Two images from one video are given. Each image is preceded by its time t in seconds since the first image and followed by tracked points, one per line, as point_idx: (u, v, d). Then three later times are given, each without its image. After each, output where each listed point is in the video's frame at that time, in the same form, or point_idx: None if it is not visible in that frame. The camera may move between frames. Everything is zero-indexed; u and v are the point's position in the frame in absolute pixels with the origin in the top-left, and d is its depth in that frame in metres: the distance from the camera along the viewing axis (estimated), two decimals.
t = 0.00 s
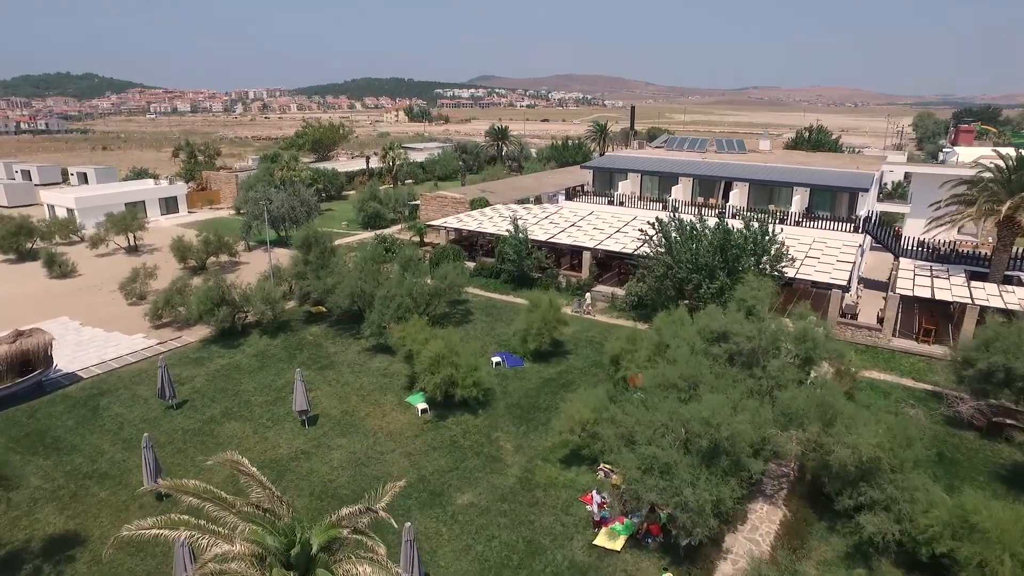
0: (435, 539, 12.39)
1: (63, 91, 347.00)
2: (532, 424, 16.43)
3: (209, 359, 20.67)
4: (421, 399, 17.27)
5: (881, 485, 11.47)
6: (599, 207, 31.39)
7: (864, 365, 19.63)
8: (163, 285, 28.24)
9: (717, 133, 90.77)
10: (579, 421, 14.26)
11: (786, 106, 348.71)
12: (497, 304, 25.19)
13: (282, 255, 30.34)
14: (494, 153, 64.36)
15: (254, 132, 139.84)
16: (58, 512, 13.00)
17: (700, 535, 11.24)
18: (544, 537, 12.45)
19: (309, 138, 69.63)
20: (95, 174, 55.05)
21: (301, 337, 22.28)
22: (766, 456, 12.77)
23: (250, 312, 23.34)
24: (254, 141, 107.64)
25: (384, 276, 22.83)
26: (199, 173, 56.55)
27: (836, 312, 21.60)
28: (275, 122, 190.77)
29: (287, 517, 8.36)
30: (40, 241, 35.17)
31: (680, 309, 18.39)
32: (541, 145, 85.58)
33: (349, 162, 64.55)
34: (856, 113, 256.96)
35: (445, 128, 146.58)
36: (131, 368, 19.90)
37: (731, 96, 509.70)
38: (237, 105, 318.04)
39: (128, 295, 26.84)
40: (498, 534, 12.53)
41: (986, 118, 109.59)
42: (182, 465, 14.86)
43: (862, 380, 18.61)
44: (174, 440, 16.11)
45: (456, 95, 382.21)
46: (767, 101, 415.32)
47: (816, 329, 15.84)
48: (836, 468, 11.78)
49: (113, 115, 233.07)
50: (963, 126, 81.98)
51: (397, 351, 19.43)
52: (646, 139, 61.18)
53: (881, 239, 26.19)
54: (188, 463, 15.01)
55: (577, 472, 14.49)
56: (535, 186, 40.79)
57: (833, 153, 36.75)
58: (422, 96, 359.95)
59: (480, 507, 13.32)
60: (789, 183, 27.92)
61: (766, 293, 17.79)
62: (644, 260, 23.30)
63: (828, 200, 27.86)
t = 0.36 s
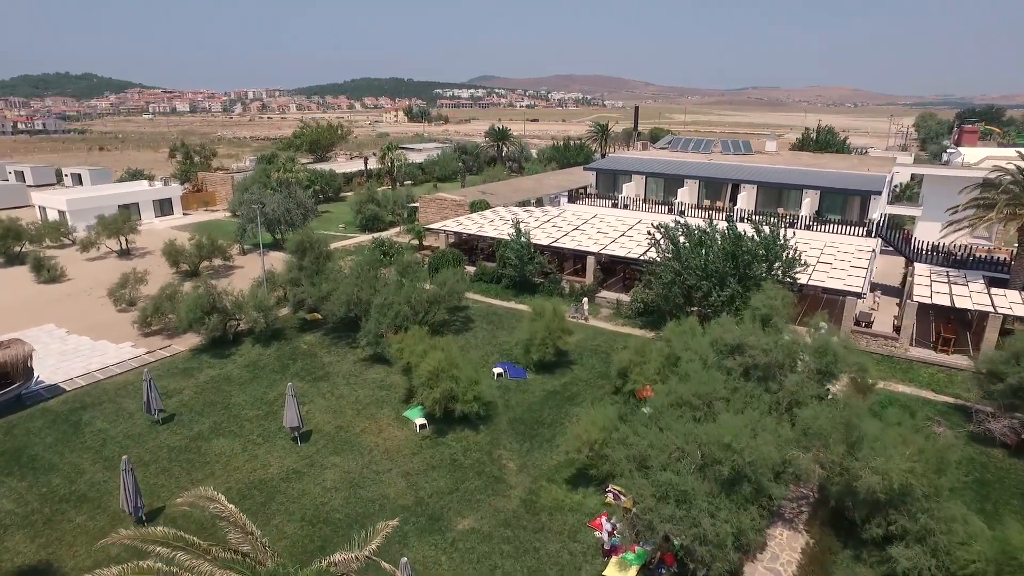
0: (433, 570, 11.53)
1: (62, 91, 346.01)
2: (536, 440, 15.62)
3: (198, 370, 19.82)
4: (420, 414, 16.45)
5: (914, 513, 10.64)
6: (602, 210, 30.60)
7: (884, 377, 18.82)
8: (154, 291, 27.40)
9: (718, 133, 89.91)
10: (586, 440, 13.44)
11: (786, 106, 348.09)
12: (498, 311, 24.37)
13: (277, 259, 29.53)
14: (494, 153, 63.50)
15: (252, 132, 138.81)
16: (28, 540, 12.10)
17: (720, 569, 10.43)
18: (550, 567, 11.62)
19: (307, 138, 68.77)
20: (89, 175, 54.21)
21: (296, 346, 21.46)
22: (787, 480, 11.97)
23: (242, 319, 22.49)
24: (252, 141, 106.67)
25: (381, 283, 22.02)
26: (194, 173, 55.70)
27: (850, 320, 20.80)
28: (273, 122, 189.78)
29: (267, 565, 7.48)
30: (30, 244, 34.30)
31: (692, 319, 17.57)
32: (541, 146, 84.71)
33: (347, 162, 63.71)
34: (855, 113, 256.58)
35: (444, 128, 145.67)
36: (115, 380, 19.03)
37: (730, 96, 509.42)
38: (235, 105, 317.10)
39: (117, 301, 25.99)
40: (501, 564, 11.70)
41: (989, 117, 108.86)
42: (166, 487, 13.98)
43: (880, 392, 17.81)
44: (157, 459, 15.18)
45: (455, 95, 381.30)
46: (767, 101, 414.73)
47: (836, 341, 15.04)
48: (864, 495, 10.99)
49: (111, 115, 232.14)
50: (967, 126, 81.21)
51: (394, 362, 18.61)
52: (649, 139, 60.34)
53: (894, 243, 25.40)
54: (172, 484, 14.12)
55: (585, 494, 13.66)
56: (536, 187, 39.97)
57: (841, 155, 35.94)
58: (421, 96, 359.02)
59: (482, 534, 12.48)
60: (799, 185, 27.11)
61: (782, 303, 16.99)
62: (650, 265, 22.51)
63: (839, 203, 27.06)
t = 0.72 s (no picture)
0: None
1: (60, 91, 345.03)
2: (540, 459, 14.78)
3: (186, 381, 18.98)
4: (418, 430, 15.61)
5: (952, 548, 9.77)
6: (606, 213, 29.77)
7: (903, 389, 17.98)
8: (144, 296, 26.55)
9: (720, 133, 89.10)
10: (595, 462, 12.59)
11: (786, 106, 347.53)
12: (499, 318, 23.52)
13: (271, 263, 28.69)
14: (494, 154, 62.65)
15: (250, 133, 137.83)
16: None
17: None
18: None
19: (304, 138, 67.90)
20: (82, 176, 53.32)
21: (289, 356, 20.62)
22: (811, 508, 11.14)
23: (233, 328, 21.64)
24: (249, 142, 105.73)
25: (378, 289, 21.19)
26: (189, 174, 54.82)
27: (866, 328, 19.98)
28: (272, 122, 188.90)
29: None
30: (18, 248, 33.41)
31: (703, 330, 16.72)
32: (541, 146, 83.87)
33: (345, 163, 62.81)
34: (856, 113, 256.04)
35: (444, 129, 144.71)
36: (100, 392, 18.18)
37: (730, 96, 509.08)
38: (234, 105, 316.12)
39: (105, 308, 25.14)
40: None
41: (992, 118, 108.13)
42: (147, 511, 13.11)
43: (900, 406, 16.96)
44: (140, 479, 14.27)
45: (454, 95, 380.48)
46: (767, 101, 414.16)
47: (858, 355, 14.20)
48: (897, 526, 10.16)
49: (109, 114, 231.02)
50: (971, 126, 80.42)
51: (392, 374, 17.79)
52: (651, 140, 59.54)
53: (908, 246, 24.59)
54: (154, 507, 13.26)
55: (594, 519, 12.81)
56: (538, 189, 39.13)
57: (850, 156, 35.10)
58: (421, 96, 357.94)
59: (484, 565, 11.62)
60: (809, 188, 26.29)
61: (799, 313, 16.13)
62: (657, 271, 21.68)
63: (851, 207, 26.23)
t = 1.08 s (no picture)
0: None
1: (59, 91, 344.09)
2: (545, 481, 13.92)
3: (173, 394, 18.11)
4: (416, 448, 14.76)
5: None
6: (610, 216, 28.91)
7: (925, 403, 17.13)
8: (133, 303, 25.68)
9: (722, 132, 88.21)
10: (605, 488, 11.73)
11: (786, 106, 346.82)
12: (501, 326, 22.66)
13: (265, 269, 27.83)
14: (495, 155, 61.73)
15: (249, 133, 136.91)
16: None
17: None
18: None
19: (302, 139, 66.98)
20: (76, 178, 52.42)
21: (281, 367, 19.75)
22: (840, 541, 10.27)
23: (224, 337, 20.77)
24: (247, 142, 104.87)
25: (374, 297, 20.31)
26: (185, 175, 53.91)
27: (884, 338, 19.12)
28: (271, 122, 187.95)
29: None
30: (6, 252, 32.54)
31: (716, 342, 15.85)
32: (542, 147, 82.96)
33: (343, 164, 61.88)
34: (856, 113, 255.14)
35: (443, 129, 143.85)
36: (82, 407, 17.31)
37: (730, 96, 508.29)
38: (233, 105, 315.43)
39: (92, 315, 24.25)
40: None
41: (996, 118, 107.32)
42: (125, 539, 12.24)
43: (924, 421, 16.11)
44: (120, 502, 13.42)
45: (454, 95, 379.63)
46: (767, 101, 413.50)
47: (883, 370, 13.34)
48: (937, 564, 9.30)
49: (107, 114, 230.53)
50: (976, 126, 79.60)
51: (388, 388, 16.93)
52: (654, 140, 58.64)
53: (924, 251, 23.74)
54: (134, 534, 12.39)
55: (604, 548, 11.94)
56: (540, 191, 38.23)
57: (860, 157, 34.24)
58: (420, 96, 357.40)
59: None
60: (820, 190, 25.43)
61: (818, 324, 15.28)
62: (665, 278, 20.83)
63: (863, 210, 25.37)
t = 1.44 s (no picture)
0: None
1: (57, 91, 343.09)
2: (550, 505, 13.03)
3: (158, 408, 17.23)
4: (412, 469, 13.89)
5: None
6: (614, 219, 28.02)
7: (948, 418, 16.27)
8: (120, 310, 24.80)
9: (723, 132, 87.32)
10: (615, 517, 10.86)
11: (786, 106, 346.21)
12: (502, 334, 21.78)
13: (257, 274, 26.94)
14: (495, 155, 60.76)
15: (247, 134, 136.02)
16: None
17: None
18: None
19: (299, 139, 66.04)
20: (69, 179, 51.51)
21: (272, 379, 18.86)
22: None
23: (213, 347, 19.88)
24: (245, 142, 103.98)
25: (369, 306, 19.41)
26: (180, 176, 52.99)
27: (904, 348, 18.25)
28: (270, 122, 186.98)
29: None
30: None
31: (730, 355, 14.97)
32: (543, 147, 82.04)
33: (341, 165, 60.89)
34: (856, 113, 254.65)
35: (442, 129, 142.83)
36: (60, 422, 16.41)
37: (729, 96, 508.01)
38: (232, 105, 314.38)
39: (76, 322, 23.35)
40: None
41: (1000, 118, 106.46)
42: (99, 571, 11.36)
43: (950, 438, 15.24)
44: (95, 528, 12.55)
45: (453, 95, 378.66)
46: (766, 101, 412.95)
47: (911, 387, 12.47)
48: None
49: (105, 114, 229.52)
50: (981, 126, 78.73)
51: (383, 402, 16.07)
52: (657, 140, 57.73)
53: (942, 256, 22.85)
54: (108, 566, 11.52)
55: None
56: (541, 193, 37.34)
57: (870, 158, 33.34)
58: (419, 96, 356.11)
59: None
60: (832, 193, 24.54)
61: (839, 337, 14.40)
62: (673, 285, 19.95)
63: (877, 213, 24.48)
